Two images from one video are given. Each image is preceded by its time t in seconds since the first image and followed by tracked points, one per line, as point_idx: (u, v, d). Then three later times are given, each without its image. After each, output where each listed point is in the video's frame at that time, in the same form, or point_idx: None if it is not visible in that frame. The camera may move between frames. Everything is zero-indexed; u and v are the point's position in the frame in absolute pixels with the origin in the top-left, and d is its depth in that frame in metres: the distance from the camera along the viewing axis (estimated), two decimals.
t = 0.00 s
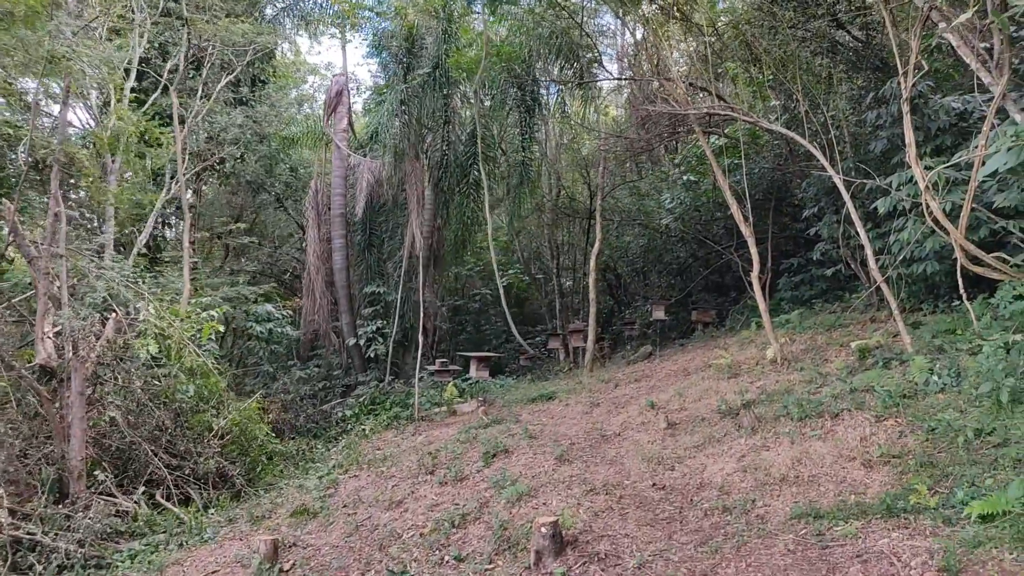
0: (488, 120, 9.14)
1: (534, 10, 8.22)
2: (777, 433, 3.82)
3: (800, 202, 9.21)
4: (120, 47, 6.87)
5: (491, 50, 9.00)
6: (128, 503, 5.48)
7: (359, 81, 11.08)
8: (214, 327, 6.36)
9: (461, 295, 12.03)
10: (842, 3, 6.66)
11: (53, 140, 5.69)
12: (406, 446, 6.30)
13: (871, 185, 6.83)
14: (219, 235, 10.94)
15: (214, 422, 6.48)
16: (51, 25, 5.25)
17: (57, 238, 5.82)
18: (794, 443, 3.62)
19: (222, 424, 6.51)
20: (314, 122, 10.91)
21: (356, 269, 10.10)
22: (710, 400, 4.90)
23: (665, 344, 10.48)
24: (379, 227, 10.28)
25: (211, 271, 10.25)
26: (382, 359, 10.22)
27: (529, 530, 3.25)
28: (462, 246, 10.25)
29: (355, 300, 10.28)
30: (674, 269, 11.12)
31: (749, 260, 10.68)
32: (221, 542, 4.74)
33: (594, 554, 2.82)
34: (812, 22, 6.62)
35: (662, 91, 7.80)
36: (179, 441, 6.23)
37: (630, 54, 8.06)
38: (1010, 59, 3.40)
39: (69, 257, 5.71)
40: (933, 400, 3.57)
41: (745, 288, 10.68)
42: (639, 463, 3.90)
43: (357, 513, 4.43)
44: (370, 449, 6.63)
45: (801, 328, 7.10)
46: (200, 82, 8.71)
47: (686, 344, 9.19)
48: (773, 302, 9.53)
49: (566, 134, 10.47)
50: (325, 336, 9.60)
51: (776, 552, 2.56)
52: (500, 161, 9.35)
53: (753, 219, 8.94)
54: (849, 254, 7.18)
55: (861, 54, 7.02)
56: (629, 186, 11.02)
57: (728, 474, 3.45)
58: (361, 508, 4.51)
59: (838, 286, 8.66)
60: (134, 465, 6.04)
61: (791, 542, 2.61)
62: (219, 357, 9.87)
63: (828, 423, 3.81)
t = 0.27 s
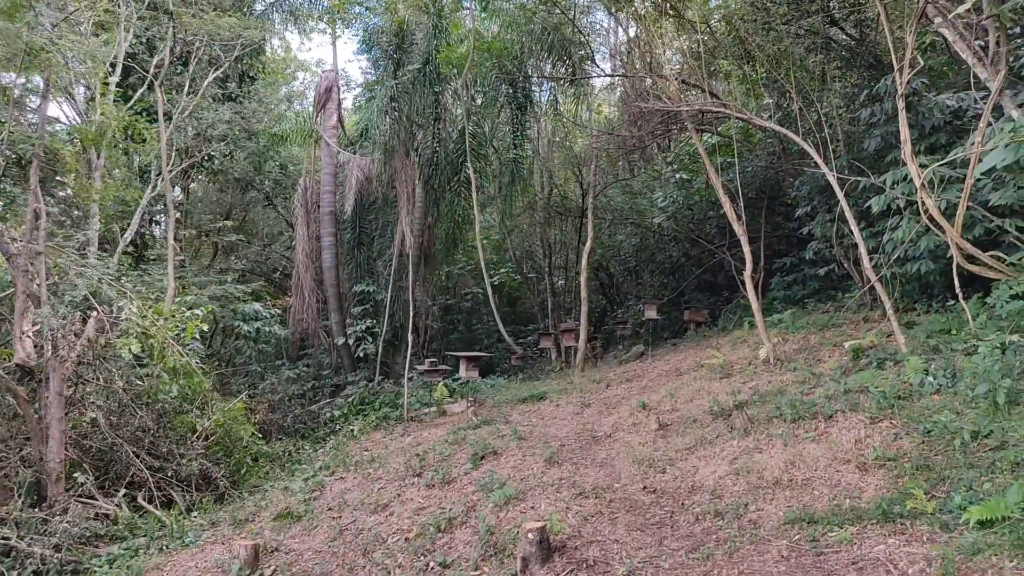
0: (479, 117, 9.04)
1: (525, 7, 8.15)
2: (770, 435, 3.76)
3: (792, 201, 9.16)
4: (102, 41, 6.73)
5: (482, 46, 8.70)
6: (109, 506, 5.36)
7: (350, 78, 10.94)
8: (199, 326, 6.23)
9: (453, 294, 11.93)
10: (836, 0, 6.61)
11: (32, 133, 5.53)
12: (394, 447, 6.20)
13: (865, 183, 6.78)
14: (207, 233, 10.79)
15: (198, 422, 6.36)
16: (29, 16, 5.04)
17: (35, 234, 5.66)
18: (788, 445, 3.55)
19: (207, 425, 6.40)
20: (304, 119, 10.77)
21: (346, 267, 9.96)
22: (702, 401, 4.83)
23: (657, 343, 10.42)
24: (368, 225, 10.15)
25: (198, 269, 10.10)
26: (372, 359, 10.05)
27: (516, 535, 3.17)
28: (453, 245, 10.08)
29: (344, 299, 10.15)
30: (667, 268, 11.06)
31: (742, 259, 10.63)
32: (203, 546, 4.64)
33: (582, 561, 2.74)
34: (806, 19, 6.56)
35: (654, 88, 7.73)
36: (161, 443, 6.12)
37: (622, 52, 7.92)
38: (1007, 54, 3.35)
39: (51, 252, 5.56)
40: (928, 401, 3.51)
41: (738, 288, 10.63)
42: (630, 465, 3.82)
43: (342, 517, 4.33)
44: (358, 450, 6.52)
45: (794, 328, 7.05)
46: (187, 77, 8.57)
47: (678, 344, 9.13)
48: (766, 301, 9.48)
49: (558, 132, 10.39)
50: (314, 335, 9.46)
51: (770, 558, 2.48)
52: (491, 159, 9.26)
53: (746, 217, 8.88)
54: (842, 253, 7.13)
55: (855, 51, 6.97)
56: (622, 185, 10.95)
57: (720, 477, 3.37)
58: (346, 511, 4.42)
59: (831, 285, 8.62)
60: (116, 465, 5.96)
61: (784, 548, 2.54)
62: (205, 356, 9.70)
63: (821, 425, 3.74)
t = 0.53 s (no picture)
0: (468, 117, 8.97)
1: (514, 7, 8.09)
2: (759, 440, 3.72)
3: (780, 203, 9.17)
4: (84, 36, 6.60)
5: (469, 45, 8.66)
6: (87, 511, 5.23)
7: (337, 78, 10.82)
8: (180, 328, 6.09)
9: (440, 296, 11.84)
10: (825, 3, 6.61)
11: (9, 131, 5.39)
12: (380, 451, 6.10)
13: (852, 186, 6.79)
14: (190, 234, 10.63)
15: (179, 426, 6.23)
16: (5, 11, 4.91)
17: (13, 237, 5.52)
18: (778, 450, 3.52)
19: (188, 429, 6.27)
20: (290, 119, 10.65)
21: (332, 269, 9.85)
22: (690, 405, 4.80)
23: (645, 346, 10.39)
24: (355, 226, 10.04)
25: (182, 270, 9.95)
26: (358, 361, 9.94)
27: (502, 542, 3.11)
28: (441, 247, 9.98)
29: (330, 301, 10.03)
30: (655, 270, 11.04)
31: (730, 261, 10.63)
32: (183, 554, 4.53)
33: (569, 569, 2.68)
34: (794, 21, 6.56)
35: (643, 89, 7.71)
36: (141, 447, 5.99)
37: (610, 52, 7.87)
38: (995, 57, 3.34)
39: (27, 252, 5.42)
40: (918, 405, 3.49)
41: (726, 290, 10.62)
42: (618, 470, 3.77)
43: (325, 523, 4.25)
44: (343, 454, 6.42)
45: (782, 330, 7.04)
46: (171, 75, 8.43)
47: (667, 346, 9.11)
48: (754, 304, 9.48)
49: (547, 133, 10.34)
50: (298, 337, 9.33)
51: (760, 567, 2.44)
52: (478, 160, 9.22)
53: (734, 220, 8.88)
54: (829, 256, 7.12)
55: (843, 54, 6.97)
56: (610, 187, 10.92)
57: (709, 482, 3.33)
58: (330, 517, 4.33)
59: (819, 288, 8.63)
60: (94, 471, 5.80)
61: (774, 557, 2.49)
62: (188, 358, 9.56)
63: (811, 429, 3.71)
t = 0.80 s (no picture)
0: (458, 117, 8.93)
1: (504, 6, 8.03)
2: (748, 440, 3.71)
3: (770, 204, 9.21)
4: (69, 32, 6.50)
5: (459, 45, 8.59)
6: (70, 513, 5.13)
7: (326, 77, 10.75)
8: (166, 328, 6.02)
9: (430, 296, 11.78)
10: (814, 4, 6.64)
11: None
12: (368, 452, 6.04)
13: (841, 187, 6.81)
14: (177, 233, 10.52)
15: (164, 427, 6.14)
16: None
17: None
18: (768, 450, 3.51)
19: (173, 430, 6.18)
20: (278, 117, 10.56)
21: (322, 269, 9.77)
22: (680, 405, 4.79)
23: (635, 346, 10.39)
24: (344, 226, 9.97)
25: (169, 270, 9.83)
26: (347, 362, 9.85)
27: (492, 544, 3.07)
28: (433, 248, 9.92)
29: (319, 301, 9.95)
30: (645, 271, 11.05)
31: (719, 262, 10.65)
32: (167, 557, 4.45)
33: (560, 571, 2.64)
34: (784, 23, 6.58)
35: (633, 90, 7.71)
36: (127, 448, 5.87)
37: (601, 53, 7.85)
38: (983, 57, 3.36)
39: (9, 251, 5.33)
40: (907, 405, 3.50)
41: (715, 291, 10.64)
42: (608, 471, 3.74)
43: (312, 525, 4.19)
44: (331, 455, 6.36)
45: (771, 331, 7.06)
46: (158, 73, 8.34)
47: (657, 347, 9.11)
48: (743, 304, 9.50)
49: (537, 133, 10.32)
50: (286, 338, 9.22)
51: (750, 568, 2.42)
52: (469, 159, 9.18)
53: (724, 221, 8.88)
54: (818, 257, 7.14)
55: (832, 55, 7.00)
56: (601, 187, 10.92)
57: (699, 483, 3.31)
58: (317, 520, 4.28)
59: (808, 289, 8.66)
60: (79, 473, 5.66)
61: (764, 558, 2.47)
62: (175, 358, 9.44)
63: (801, 430, 3.71)
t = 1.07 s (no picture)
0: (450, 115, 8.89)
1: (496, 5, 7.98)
2: (740, 439, 3.71)
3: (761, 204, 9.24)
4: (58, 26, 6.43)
5: (451, 44, 8.60)
6: (58, 513, 5.07)
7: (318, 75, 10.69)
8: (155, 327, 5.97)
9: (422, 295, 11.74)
10: (806, 5, 6.66)
11: None
12: (360, 451, 6.02)
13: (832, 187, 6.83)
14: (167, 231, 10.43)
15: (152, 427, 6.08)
16: None
17: None
18: (759, 448, 3.51)
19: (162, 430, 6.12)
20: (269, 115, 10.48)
21: (313, 268, 9.70)
22: (672, 404, 4.79)
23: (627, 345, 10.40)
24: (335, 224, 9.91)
25: (160, 268, 9.75)
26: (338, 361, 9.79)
27: (484, 543, 3.06)
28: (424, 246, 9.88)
29: (310, 300, 9.89)
30: (637, 270, 11.06)
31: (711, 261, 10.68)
32: (157, 556, 4.41)
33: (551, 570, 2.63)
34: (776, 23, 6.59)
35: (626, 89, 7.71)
36: (117, 448, 5.80)
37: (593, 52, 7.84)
38: (974, 57, 3.37)
39: None
40: (898, 403, 3.51)
41: (707, 290, 10.66)
42: (600, 470, 3.73)
43: (303, 524, 4.17)
44: (322, 454, 6.33)
45: (762, 330, 7.08)
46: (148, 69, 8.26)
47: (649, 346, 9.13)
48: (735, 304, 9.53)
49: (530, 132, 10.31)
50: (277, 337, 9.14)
51: (742, 566, 2.42)
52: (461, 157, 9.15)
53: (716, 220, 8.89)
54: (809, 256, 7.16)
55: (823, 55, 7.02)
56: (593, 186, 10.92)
57: (691, 482, 3.31)
58: (308, 519, 4.25)
59: (799, 288, 8.69)
60: (67, 473, 5.61)
61: (756, 557, 2.47)
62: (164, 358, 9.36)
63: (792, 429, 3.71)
